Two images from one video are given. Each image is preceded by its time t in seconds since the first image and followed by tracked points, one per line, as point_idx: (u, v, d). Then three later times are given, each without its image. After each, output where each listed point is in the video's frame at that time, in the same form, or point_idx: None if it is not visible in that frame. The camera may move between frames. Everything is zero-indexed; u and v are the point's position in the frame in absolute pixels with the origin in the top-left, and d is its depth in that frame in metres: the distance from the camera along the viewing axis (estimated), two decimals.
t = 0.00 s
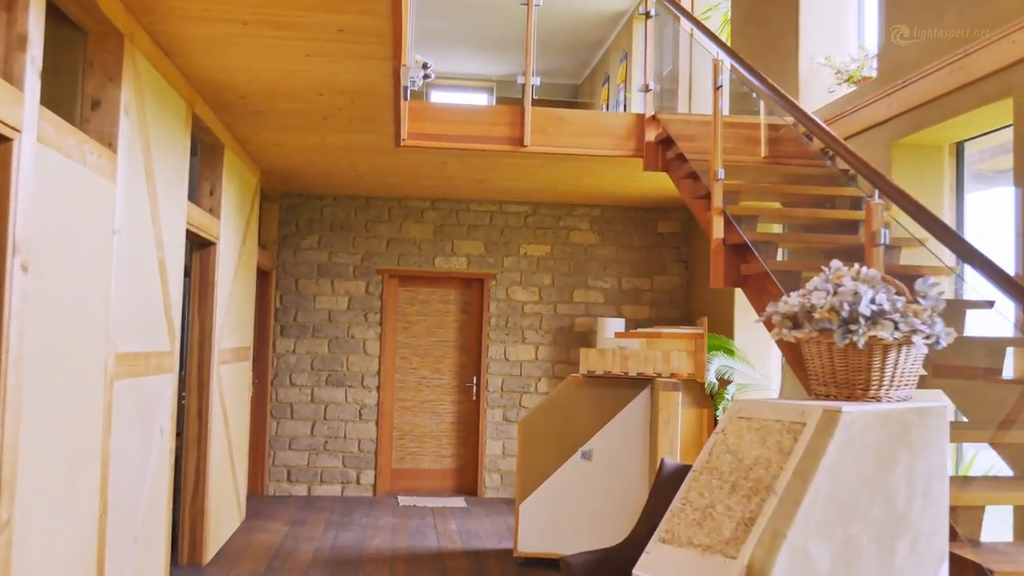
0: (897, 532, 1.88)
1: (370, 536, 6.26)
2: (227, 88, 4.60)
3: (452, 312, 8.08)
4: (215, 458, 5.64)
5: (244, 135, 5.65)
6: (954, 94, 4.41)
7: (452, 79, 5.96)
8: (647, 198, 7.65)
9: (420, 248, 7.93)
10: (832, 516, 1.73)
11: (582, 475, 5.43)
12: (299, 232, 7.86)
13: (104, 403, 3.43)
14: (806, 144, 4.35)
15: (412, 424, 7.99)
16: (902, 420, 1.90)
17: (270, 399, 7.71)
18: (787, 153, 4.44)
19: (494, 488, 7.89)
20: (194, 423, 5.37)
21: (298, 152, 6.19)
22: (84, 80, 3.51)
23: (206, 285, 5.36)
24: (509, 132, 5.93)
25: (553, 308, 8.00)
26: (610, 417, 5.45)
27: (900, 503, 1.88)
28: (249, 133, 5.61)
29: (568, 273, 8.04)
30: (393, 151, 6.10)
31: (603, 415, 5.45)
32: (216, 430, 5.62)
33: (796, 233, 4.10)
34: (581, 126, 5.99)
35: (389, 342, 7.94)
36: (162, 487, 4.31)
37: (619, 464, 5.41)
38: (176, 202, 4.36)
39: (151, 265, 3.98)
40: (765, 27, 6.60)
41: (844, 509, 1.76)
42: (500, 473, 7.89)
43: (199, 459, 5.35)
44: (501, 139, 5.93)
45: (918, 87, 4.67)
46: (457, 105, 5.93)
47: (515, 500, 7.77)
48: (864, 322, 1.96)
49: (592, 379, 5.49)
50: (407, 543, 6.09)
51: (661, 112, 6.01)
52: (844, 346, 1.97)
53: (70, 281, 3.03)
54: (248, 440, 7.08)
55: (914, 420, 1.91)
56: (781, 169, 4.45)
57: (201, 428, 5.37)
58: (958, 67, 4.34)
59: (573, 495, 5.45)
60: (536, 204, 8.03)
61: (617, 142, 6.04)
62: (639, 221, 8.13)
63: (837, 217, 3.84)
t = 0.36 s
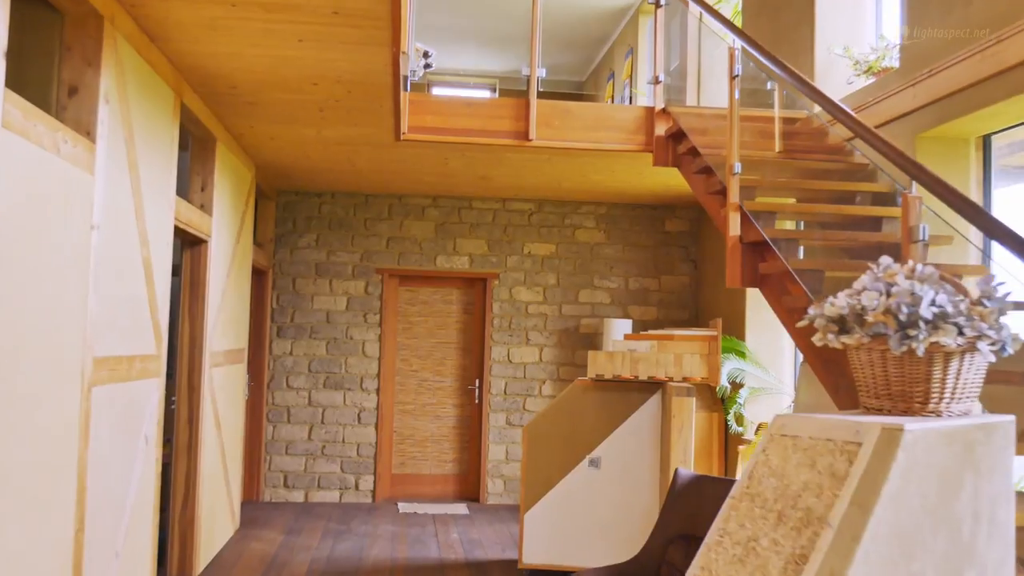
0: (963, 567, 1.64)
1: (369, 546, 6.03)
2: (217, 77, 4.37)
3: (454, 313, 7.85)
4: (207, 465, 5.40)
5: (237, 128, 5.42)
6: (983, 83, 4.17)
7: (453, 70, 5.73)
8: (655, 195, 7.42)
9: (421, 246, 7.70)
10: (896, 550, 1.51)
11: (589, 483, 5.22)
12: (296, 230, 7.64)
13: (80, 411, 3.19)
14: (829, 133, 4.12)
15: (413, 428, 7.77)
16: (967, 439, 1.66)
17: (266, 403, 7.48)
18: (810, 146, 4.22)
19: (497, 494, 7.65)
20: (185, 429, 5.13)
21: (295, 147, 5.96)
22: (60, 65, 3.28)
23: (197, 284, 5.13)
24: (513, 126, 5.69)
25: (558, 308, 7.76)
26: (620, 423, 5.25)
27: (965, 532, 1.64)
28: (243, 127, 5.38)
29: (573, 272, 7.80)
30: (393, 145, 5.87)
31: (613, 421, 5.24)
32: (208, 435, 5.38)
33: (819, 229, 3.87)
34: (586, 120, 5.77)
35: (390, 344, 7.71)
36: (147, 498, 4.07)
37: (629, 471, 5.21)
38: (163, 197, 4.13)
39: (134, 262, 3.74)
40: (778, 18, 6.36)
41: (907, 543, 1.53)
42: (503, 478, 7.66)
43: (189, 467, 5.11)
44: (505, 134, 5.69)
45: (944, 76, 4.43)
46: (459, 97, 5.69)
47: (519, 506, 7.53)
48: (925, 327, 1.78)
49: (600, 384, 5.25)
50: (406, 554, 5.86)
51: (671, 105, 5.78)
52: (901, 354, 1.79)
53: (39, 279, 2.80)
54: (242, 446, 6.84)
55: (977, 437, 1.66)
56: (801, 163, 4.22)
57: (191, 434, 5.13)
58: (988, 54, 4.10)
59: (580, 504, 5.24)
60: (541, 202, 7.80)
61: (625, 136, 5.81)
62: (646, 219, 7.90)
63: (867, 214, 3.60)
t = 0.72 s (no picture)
0: None
1: (369, 555, 5.77)
2: (208, 61, 4.12)
3: (457, 313, 7.60)
4: (200, 470, 5.14)
5: (232, 118, 5.18)
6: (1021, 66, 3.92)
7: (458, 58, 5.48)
8: (666, 190, 7.17)
9: (423, 243, 7.45)
10: None
11: (600, 490, 4.96)
12: (294, 226, 7.39)
13: (55, 417, 2.93)
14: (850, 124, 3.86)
15: (414, 431, 7.52)
16: None
17: (263, 405, 7.23)
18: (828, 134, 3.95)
19: (502, 499, 7.40)
20: (175, 434, 4.87)
21: (292, 139, 5.72)
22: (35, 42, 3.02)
23: (188, 281, 4.87)
24: (519, 116, 5.44)
25: (565, 307, 7.52)
26: (632, 426, 4.98)
27: None
28: (238, 116, 5.13)
29: (581, 270, 7.56)
30: (394, 137, 5.62)
31: (625, 424, 5.00)
32: (201, 439, 5.13)
33: (850, 222, 3.62)
34: (597, 110, 5.52)
35: (391, 344, 7.46)
36: (133, 507, 3.81)
37: (642, 477, 4.94)
38: (150, 188, 3.88)
39: (117, 254, 3.49)
40: (796, 5, 6.12)
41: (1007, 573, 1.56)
42: (508, 483, 7.40)
43: (180, 474, 4.86)
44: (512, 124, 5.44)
45: (979, 60, 4.18)
46: (464, 87, 5.44)
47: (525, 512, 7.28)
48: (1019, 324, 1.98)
49: (611, 387, 5.02)
50: (408, 563, 5.61)
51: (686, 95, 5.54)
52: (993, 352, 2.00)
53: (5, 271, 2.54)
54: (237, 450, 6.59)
55: None
56: (829, 153, 3.97)
57: (182, 439, 4.86)
58: None
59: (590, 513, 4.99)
60: (547, 197, 7.55)
61: (637, 127, 5.56)
62: (655, 215, 7.65)
63: (905, 204, 3.35)
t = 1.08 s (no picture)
0: None
1: (370, 565, 5.53)
2: (200, 45, 3.87)
3: (460, 312, 7.36)
4: (193, 478, 4.90)
5: (226, 108, 4.93)
6: None
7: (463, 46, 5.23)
8: (677, 186, 6.93)
9: (426, 241, 7.21)
10: None
11: (614, 499, 4.74)
12: (293, 223, 7.15)
13: (29, 428, 2.69)
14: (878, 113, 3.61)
15: (417, 435, 7.27)
16: None
17: (261, 408, 6.99)
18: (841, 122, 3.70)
19: (507, 505, 7.16)
20: (167, 440, 4.62)
21: (290, 131, 5.47)
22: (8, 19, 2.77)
23: (180, 280, 4.63)
24: (528, 107, 5.19)
25: (572, 307, 7.27)
26: (648, 432, 4.73)
27: None
28: (232, 107, 4.89)
29: (589, 269, 7.31)
30: (396, 129, 5.38)
31: (640, 431, 4.74)
32: (195, 445, 4.89)
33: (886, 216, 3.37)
34: (608, 101, 5.27)
35: (393, 345, 7.22)
36: (119, 521, 3.57)
37: (658, 486, 4.71)
38: (137, 181, 3.64)
39: (99, 250, 3.25)
40: None
41: None
42: (514, 488, 7.16)
43: (172, 482, 4.61)
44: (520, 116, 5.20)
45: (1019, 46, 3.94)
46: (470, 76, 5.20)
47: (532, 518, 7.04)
48: None
49: (625, 391, 4.76)
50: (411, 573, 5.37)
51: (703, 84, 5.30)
52: None
53: None
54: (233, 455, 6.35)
55: None
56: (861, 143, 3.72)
57: (174, 445, 4.62)
58: None
59: (603, 523, 4.75)
60: (554, 193, 7.31)
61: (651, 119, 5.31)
62: (665, 212, 7.41)
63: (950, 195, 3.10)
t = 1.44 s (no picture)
0: None
1: None
2: (189, 28, 3.64)
3: (464, 313, 7.12)
4: (185, 486, 4.67)
5: (219, 98, 4.70)
6: None
7: (468, 34, 5.00)
8: (688, 181, 6.70)
9: (428, 239, 6.98)
10: None
11: (627, 508, 4.52)
12: (291, 220, 6.92)
13: None
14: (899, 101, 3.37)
15: (419, 439, 7.04)
16: None
17: (257, 412, 6.77)
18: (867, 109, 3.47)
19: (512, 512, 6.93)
20: (157, 446, 4.39)
21: (288, 123, 5.24)
22: None
23: (171, 278, 4.40)
24: (536, 97, 4.96)
25: (579, 307, 7.04)
26: (662, 438, 4.50)
27: None
28: (226, 96, 4.66)
29: (596, 268, 7.08)
30: (397, 121, 5.15)
31: (654, 436, 4.51)
32: (187, 452, 4.66)
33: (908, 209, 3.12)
34: (620, 91, 5.03)
35: (394, 346, 6.99)
36: (102, 535, 3.35)
37: (673, 494, 4.49)
38: (121, 171, 3.41)
39: (79, 244, 3.02)
40: None
41: None
42: (519, 494, 6.93)
43: (162, 491, 4.37)
44: (527, 106, 4.96)
45: None
46: (476, 65, 4.96)
47: (537, 526, 6.80)
48: None
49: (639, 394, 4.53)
50: None
51: (719, 74, 5.06)
52: None
53: None
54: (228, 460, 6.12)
55: None
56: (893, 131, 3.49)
57: (164, 452, 4.38)
58: None
59: (616, 534, 4.53)
60: (560, 189, 7.08)
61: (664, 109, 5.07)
62: (675, 209, 7.18)
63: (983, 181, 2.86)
